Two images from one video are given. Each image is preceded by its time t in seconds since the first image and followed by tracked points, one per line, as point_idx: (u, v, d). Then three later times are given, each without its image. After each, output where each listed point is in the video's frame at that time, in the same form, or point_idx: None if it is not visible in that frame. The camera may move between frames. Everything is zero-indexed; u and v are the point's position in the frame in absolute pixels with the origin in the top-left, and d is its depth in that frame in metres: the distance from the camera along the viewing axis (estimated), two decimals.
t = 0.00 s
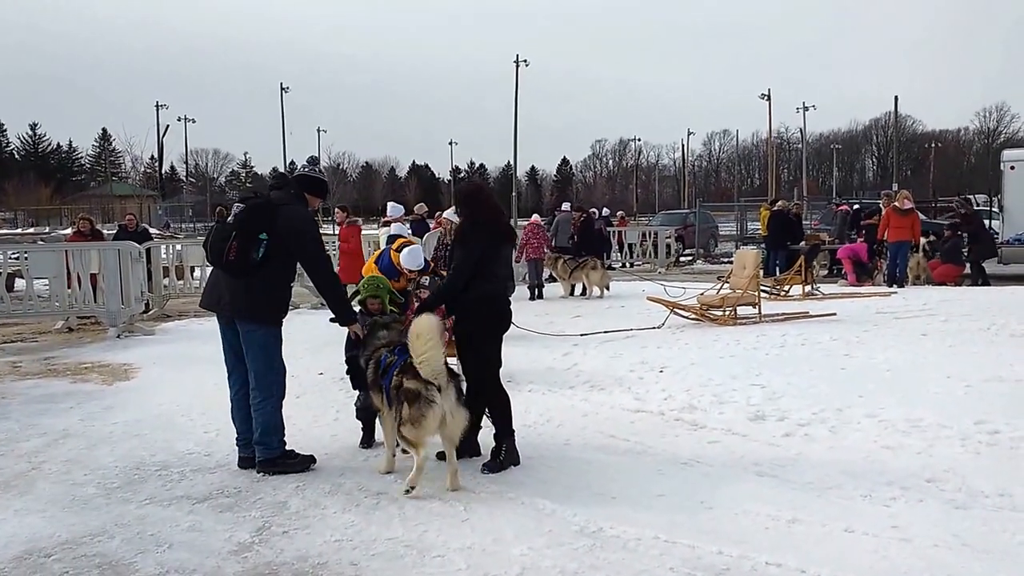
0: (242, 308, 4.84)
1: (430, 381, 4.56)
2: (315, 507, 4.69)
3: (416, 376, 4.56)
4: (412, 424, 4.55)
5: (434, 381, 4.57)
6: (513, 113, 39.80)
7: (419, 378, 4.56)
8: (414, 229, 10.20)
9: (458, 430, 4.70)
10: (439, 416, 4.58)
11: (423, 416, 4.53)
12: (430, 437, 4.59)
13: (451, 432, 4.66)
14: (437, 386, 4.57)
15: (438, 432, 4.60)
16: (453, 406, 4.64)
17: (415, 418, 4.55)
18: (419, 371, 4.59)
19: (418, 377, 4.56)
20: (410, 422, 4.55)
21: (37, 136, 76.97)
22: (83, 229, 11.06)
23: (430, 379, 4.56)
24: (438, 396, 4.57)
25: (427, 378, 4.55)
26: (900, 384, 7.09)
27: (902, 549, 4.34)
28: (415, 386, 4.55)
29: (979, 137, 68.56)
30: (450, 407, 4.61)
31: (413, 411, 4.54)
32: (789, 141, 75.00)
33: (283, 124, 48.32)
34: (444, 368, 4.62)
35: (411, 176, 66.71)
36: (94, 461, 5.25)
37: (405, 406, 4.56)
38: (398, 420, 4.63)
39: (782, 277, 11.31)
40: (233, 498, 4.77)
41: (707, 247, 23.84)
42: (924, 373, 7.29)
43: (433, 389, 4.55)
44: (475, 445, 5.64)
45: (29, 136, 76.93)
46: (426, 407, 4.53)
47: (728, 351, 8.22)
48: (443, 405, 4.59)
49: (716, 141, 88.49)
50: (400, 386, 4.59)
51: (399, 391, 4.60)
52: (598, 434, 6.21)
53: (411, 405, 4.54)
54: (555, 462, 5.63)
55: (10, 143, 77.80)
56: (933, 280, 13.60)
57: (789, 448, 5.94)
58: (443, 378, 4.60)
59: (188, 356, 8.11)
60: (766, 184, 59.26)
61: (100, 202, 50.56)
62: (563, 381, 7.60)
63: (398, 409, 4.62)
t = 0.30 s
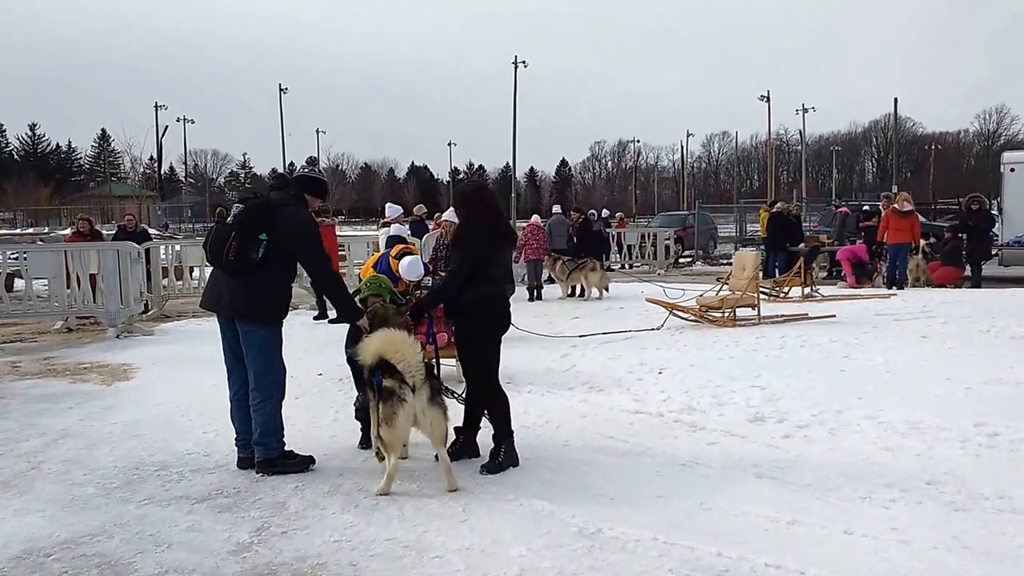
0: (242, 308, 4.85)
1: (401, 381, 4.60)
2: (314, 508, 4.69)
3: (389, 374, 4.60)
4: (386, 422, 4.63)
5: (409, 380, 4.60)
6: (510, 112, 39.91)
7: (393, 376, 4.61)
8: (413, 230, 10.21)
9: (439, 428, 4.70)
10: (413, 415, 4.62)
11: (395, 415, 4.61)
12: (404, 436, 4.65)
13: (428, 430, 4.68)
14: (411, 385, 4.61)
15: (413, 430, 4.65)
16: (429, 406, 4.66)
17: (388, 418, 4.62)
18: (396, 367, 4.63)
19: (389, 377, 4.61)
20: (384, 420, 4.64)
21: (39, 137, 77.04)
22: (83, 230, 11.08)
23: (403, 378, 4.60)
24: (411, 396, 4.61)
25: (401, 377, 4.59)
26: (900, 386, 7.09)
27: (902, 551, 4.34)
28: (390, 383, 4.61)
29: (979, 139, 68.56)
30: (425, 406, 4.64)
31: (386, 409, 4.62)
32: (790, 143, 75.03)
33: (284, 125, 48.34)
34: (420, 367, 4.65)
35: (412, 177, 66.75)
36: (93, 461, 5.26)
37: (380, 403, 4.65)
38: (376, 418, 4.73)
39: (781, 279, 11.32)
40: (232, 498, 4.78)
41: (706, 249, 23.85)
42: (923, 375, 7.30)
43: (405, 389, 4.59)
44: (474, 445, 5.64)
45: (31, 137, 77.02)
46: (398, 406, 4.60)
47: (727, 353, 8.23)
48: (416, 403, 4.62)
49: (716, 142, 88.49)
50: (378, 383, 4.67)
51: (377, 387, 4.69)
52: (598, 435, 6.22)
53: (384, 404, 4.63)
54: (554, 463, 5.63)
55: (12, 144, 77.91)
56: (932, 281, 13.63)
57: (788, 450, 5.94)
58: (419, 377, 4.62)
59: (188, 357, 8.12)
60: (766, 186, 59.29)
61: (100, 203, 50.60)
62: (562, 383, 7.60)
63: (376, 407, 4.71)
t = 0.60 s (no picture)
0: (242, 308, 4.85)
1: (393, 380, 4.64)
2: (313, 508, 4.70)
3: (380, 375, 4.67)
4: (377, 421, 4.67)
5: (399, 379, 4.64)
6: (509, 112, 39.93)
7: (384, 377, 4.68)
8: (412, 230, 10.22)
9: (432, 427, 4.68)
10: (405, 413, 4.64)
11: (386, 414, 4.64)
12: (396, 435, 4.68)
13: (421, 429, 4.67)
14: (402, 385, 4.64)
15: (405, 429, 4.66)
16: (421, 404, 4.65)
17: (379, 417, 4.66)
18: (389, 368, 4.68)
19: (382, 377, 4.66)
20: (376, 419, 4.68)
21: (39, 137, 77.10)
22: (83, 231, 11.11)
23: (394, 378, 4.64)
24: (402, 394, 4.63)
25: (391, 376, 4.65)
26: (899, 386, 7.09)
27: (903, 552, 4.34)
28: (381, 384, 4.68)
29: (979, 139, 68.58)
30: (416, 405, 4.64)
31: (378, 409, 4.66)
32: (789, 143, 75.06)
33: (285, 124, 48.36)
34: (412, 367, 4.64)
35: (412, 177, 66.78)
36: (93, 461, 5.26)
37: (373, 404, 4.70)
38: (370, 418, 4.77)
39: (781, 279, 11.33)
40: (231, 498, 4.78)
41: (706, 249, 23.83)
42: (923, 376, 7.30)
43: (395, 388, 4.63)
44: (474, 445, 5.64)
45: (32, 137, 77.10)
46: (388, 405, 4.64)
47: (727, 353, 8.23)
48: (408, 402, 4.63)
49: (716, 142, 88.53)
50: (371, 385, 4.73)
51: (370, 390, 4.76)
52: (597, 435, 6.22)
53: (376, 403, 4.67)
54: (554, 463, 5.63)
55: (13, 144, 77.99)
56: (932, 282, 13.64)
57: (789, 451, 5.93)
58: (410, 376, 4.63)
59: (188, 357, 8.13)
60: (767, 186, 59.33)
61: (100, 203, 50.62)
62: (561, 383, 7.61)
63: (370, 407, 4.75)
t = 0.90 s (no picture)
0: (243, 305, 4.90)
1: (386, 376, 4.69)
2: (312, 502, 4.75)
3: (376, 370, 4.72)
4: (373, 417, 4.72)
5: (392, 375, 4.69)
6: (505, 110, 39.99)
7: (379, 372, 4.72)
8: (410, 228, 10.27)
9: (426, 422, 4.74)
10: (399, 409, 4.69)
11: (381, 409, 4.69)
12: (392, 430, 4.73)
13: (416, 425, 4.72)
14: (396, 380, 4.69)
15: (400, 424, 4.72)
16: (415, 399, 4.71)
17: (374, 412, 4.72)
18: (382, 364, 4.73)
19: (375, 373, 4.71)
20: (371, 415, 4.74)
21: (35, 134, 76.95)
22: (84, 228, 11.14)
23: (387, 374, 4.69)
24: (397, 390, 4.68)
25: (385, 372, 4.69)
26: (892, 382, 7.16)
27: (895, 546, 4.40)
28: (377, 380, 4.72)
29: (974, 137, 68.80)
30: (410, 400, 4.69)
31: (373, 404, 4.72)
32: (785, 140, 75.21)
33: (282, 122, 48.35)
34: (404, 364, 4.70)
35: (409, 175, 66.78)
36: (94, 456, 5.31)
37: (368, 398, 4.76)
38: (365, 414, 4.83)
39: (775, 276, 11.39)
40: (231, 492, 4.84)
41: (701, 247, 23.93)
42: (915, 372, 7.37)
43: (390, 384, 4.68)
44: (470, 441, 5.70)
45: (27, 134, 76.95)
46: (383, 400, 4.69)
47: (721, 349, 8.30)
48: (401, 398, 4.68)
49: (713, 139, 88.73)
50: (368, 379, 4.79)
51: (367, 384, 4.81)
52: (593, 431, 6.28)
53: (371, 399, 4.72)
54: (549, 458, 5.69)
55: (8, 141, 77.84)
56: (925, 279, 13.72)
57: (783, 446, 6.00)
58: (400, 373, 4.69)
59: (187, 353, 8.17)
60: (763, 184, 59.48)
61: (97, 200, 50.56)
62: (557, 378, 7.67)
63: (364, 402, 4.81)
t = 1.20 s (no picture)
0: (245, 301, 4.97)
1: (383, 371, 4.76)
2: (312, 495, 4.82)
3: (372, 365, 4.77)
4: (369, 411, 4.78)
5: (390, 370, 4.76)
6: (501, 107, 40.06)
7: (377, 367, 4.78)
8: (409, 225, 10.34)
9: (421, 417, 4.82)
10: (395, 404, 4.76)
11: (378, 403, 4.75)
12: (388, 424, 4.80)
13: (412, 419, 4.80)
14: (393, 375, 4.76)
15: (396, 418, 4.78)
16: (411, 395, 4.78)
17: (371, 407, 4.78)
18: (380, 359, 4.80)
19: (373, 368, 4.77)
20: (368, 409, 4.80)
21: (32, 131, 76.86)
22: (87, 224, 11.20)
23: (385, 369, 4.76)
24: (394, 385, 4.75)
25: (383, 367, 4.76)
26: (885, 377, 7.25)
27: (887, 538, 4.48)
28: (373, 375, 4.79)
29: (968, 134, 69.00)
30: (406, 395, 4.77)
31: (369, 399, 4.78)
32: (781, 138, 75.35)
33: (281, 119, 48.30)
34: (400, 360, 4.79)
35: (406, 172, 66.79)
36: (98, 449, 5.37)
37: (365, 393, 4.82)
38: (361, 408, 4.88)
39: (770, 272, 11.48)
40: (232, 485, 4.91)
41: (697, 243, 24.02)
42: (909, 367, 7.45)
43: (387, 378, 4.75)
44: (468, 435, 5.77)
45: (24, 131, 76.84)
46: (380, 395, 4.75)
47: (717, 345, 8.38)
48: (398, 393, 4.75)
49: (709, 136, 88.85)
50: (365, 374, 4.85)
51: (363, 379, 4.86)
52: (590, 425, 6.35)
53: (367, 393, 4.78)
54: (546, 452, 5.76)
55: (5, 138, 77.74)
56: (918, 276, 13.81)
57: (778, 440, 6.08)
58: (400, 368, 4.76)
59: (189, 348, 8.24)
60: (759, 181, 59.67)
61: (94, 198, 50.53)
62: (554, 373, 7.74)
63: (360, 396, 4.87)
